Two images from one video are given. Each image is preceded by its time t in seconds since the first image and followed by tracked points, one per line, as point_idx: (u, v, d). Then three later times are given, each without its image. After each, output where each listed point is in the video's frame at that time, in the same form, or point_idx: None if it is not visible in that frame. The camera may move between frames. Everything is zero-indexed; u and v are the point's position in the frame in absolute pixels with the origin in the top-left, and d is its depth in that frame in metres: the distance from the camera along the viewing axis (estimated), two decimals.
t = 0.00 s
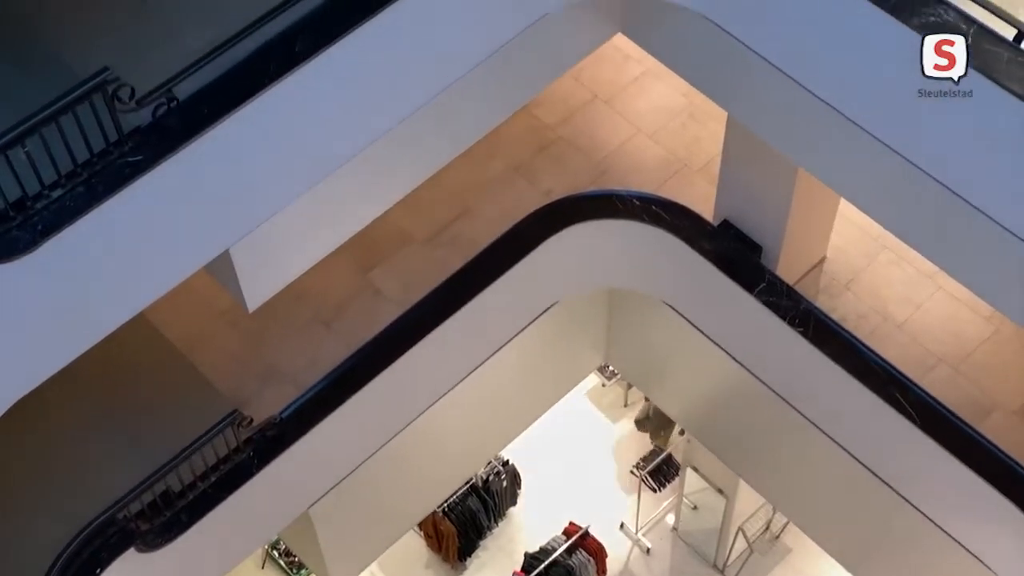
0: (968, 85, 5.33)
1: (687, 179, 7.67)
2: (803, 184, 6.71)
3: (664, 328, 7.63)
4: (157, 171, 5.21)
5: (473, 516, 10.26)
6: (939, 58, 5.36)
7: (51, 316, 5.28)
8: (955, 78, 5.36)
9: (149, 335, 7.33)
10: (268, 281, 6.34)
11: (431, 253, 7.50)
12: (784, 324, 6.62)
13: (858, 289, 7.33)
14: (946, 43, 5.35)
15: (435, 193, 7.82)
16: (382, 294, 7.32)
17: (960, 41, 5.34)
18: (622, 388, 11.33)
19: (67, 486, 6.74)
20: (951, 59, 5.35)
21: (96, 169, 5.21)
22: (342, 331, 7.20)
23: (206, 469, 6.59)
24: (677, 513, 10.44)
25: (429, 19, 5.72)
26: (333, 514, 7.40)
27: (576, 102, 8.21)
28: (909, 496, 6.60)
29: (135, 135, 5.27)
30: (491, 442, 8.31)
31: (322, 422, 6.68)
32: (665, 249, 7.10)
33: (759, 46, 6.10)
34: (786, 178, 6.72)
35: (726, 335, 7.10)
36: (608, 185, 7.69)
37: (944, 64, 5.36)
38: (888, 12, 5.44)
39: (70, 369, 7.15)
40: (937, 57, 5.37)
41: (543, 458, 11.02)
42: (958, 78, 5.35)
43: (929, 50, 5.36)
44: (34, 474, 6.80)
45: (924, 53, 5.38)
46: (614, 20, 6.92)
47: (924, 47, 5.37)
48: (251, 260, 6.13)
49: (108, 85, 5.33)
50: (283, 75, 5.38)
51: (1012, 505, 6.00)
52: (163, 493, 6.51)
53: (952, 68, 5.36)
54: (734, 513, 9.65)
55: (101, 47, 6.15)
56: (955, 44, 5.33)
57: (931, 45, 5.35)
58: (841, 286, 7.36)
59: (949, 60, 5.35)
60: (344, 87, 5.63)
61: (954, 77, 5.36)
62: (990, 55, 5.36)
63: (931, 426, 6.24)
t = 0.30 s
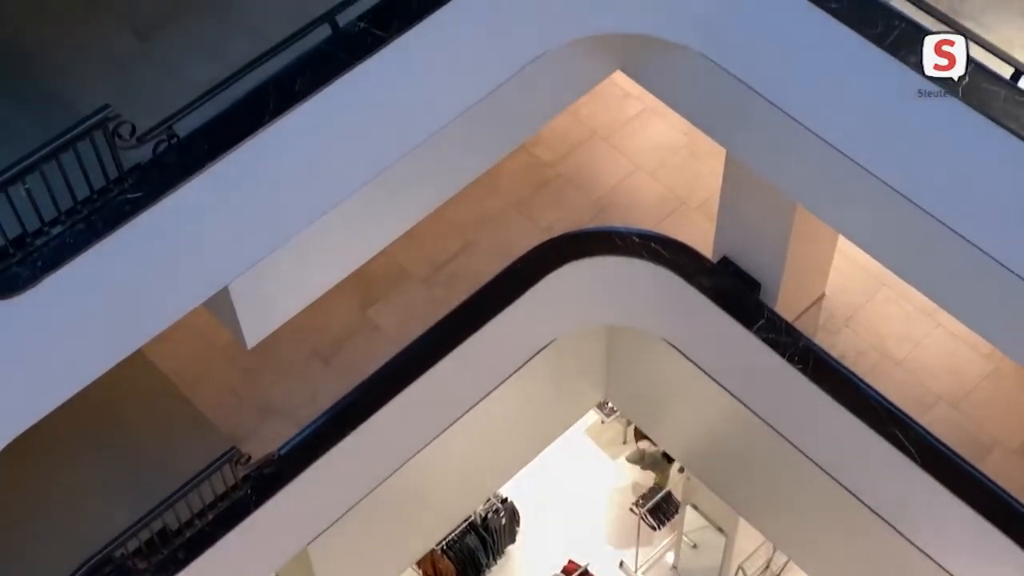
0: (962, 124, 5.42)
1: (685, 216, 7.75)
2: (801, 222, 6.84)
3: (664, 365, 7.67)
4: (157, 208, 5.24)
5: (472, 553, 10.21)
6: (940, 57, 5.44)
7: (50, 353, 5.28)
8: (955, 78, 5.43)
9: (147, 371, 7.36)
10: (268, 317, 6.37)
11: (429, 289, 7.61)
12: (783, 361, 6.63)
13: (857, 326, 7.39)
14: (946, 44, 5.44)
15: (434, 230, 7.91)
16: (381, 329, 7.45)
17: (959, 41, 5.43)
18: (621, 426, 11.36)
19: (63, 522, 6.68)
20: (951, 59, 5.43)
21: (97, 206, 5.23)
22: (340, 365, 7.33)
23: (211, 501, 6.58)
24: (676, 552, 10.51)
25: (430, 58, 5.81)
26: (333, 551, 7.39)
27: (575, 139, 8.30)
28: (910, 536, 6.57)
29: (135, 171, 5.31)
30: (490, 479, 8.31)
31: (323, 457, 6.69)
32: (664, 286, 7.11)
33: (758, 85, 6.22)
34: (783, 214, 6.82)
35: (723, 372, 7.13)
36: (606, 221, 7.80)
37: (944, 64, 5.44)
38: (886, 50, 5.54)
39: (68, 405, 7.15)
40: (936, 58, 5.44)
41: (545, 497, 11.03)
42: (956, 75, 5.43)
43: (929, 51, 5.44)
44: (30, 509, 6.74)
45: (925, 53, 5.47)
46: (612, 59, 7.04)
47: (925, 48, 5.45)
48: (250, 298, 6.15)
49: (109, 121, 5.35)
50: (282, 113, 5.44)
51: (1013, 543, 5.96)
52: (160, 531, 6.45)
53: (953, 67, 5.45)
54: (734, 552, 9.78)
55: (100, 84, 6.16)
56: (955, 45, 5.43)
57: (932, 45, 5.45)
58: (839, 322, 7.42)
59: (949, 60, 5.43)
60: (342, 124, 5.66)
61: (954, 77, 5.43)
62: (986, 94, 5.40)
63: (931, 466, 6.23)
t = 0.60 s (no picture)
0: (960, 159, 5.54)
1: (683, 252, 7.92)
2: (801, 257, 6.90)
3: (660, 399, 7.71)
4: (159, 243, 5.33)
5: None
6: (940, 57, 5.68)
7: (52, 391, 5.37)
8: (955, 77, 5.69)
9: (146, 407, 7.39)
10: (268, 351, 6.39)
11: (428, 325, 7.72)
12: (782, 397, 6.67)
13: (856, 363, 7.59)
14: (946, 43, 5.71)
15: (432, 268, 8.02)
16: (380, 365, 7.56)
17: (958, 41, 5.80)
18: (620, 462, 11.22)
19: (59, 560, 6.62)
20: (951, 59, 5.68)
21: (95, 242, 5.31)
22: (339, 402, 7.43)
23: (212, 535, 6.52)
24: None
25: (430, 95, 5.97)
26: None
27: (574, 176, 8.42)
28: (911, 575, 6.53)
29: (136, 208, 5.37)
30: (489, 516, 8.30)
31: (322, 493, 6.67)
32: (664, 321, 7.15)
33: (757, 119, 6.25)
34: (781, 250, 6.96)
35: (719, 407, 7.21)
36: (604, 257, 7.93)
37: (944, 63, 5.69)
38: (884, 88, 5.68)
39: (66, 440, 7.12)
40: (937, 57, 5.69)
41: (543, 539, 11.20)
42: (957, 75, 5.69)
43: (931, 50, 5.68)
44: (27, 545, 6.67)
45: (925, 52, 5.71)
46: (609, 96, 7.16)
47: (926, 47, 5.68)
48: (250, 335, 6.17)
49: (109, 159, 5.43)
50: (282, 149, 5.56)
51: None
52: (157, 568, 6.36)
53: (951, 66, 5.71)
54: None
55: (98, 115, 6.12)
56: (956, 45, 5.70)
57: (933, 45, 5.68)
58: (839, 359, 7.63)
59: (950, 60, 5.67)
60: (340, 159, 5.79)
61: (954, 76, 5.70)
62: (983, 131, 5.53)
63: (931, 503, 6.22)
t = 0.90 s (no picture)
0: (960, 205, 5.54)
1: (685, 295, 8.04)
2: (797, 298, 6.93)
3: (663, 444, 7.90)
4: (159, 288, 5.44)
5: None
6: (940, 57, 6.42)
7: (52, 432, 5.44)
8: (955, 76, 6.37)
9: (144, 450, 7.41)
10: (269, 396, 6.44)
11: (427, 370, 7.83)
12: (783, 443, 6.71)
13: (856, 408, 7.70)
14: (946, 46, 6.46)
15: (431, 311, 8.10)
16: (379, 409, 7.66)
17: (958, 46, 6.49)
18: (620, 507, 11.34)
19: None
20: (951, 59, 6.41)
21: (94, 286, 5.42)
22: (337, 448, 7.52)
23: None
24: None
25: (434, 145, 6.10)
26: None
27: (574, 221, 8.46)
28: None
29: (137, 250, 5.51)
30: (488, 557, 8.41)
31: (317, 540, 6.62)
32: (662, 364, 7.28)
33: (755, 163, 6.33)
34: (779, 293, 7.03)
35: (716, 449, 7.30)
36: (604, 301, 8.05)
37: (945, 63, 6.41)
38: (881, 132, 5.69)
39: (65, 482, 7.09)
40: (938, 58, 6.42)
41: None
42: (957, 75, 6.38)
43: (931, 51, 6.42)
44: None
45: (927, 53, 6.44)
46: (610, 139, 7.21)
47: (927, 49, 6.42)
48: (249, 381, 6.25)
49: (109, 203, 5.44)
50: (281, 194, 5.65)
51: None
52: None
53: (952, 66, 6.41)
54: None
55: (98, 156, 6.05)
56: (951, 48, 6.45)
57: (932, 47, 6.42)
58: (839, 405, 7.74)
59: (948, 61, 6.41)
60: (340, 203, 5.91)
61: (954, 75, 6.38)
62: (982, 176, 5.55)
63: (931, 548, 6.19)
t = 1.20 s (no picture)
0: (959, 240, 5.56)
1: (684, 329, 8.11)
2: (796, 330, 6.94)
3: (660, 479, 7.94)
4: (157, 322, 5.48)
5: None
6: (940, 57, 6.59)
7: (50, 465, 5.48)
8: (953, 74, 6.59)
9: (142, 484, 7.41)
10: (267, 431, 6.47)
11: (426, 406, 7.88)
12: (783, 478, 6.77)
13: (856, 442, 7.78)
14: (947, 45, 6.61)
15: (430, 346, 8.15)
16: (378, 446, 7.71)
17: (956, 43, 6.65)
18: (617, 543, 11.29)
19: None
20: (950, 58, 6.59)
21: (93, 320, 5.44)
22: (336, 484, 7.57)
23: None
24: None
25: (436, 182, 6.17)
26: None
27: (572, 256, 8.51)
28: None
29: (136, 285, 5.54)
30: None
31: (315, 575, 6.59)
32: (662, 399, 7.32)
33: (753, 199, 6.37)
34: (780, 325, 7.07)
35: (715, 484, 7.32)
36: (603, 336, 8.11)
37: (945, 63, 6.59)
38: (880, 167, 5.71)
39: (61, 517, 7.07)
40: (938, 58, 6.60)
41: None
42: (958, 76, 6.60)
43: (932, 51, 6.58)
44: None
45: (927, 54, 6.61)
46: (608, 174, 7.23)
47: (927, 49, 6.58)
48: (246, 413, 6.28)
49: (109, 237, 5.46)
50: (280, 228, 5.69)
51: None
52: None
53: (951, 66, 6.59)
54: None
55: (98, 189, 6.05)
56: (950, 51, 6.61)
57: (933, 46, 6.59)
58: (839, 440, 7.81)
59: (948, 62, 6.60)
60: (342, 239, 5.98)
61: (952, 73, 6.60)
62: (980, 213, 5.55)
63: None
